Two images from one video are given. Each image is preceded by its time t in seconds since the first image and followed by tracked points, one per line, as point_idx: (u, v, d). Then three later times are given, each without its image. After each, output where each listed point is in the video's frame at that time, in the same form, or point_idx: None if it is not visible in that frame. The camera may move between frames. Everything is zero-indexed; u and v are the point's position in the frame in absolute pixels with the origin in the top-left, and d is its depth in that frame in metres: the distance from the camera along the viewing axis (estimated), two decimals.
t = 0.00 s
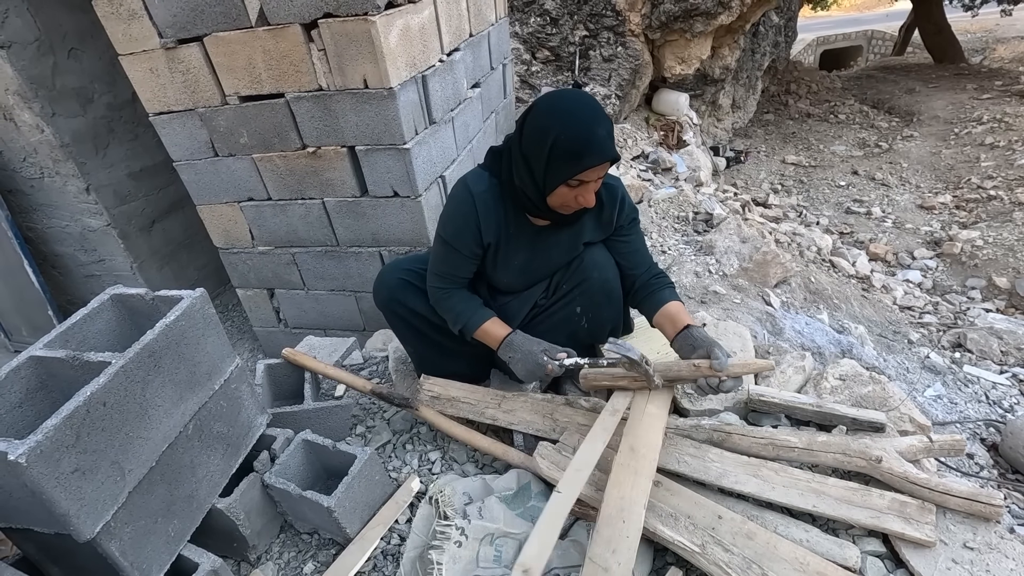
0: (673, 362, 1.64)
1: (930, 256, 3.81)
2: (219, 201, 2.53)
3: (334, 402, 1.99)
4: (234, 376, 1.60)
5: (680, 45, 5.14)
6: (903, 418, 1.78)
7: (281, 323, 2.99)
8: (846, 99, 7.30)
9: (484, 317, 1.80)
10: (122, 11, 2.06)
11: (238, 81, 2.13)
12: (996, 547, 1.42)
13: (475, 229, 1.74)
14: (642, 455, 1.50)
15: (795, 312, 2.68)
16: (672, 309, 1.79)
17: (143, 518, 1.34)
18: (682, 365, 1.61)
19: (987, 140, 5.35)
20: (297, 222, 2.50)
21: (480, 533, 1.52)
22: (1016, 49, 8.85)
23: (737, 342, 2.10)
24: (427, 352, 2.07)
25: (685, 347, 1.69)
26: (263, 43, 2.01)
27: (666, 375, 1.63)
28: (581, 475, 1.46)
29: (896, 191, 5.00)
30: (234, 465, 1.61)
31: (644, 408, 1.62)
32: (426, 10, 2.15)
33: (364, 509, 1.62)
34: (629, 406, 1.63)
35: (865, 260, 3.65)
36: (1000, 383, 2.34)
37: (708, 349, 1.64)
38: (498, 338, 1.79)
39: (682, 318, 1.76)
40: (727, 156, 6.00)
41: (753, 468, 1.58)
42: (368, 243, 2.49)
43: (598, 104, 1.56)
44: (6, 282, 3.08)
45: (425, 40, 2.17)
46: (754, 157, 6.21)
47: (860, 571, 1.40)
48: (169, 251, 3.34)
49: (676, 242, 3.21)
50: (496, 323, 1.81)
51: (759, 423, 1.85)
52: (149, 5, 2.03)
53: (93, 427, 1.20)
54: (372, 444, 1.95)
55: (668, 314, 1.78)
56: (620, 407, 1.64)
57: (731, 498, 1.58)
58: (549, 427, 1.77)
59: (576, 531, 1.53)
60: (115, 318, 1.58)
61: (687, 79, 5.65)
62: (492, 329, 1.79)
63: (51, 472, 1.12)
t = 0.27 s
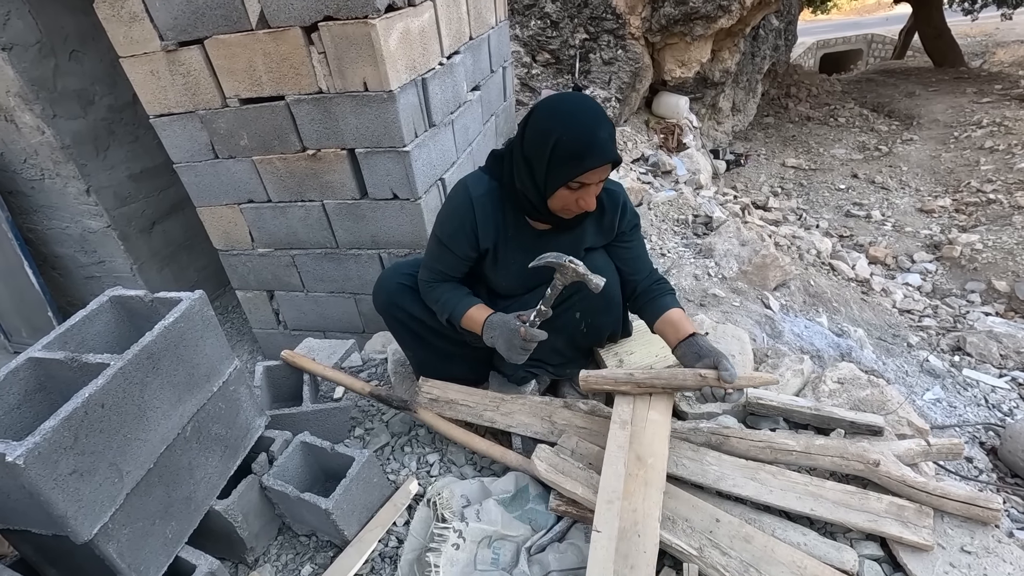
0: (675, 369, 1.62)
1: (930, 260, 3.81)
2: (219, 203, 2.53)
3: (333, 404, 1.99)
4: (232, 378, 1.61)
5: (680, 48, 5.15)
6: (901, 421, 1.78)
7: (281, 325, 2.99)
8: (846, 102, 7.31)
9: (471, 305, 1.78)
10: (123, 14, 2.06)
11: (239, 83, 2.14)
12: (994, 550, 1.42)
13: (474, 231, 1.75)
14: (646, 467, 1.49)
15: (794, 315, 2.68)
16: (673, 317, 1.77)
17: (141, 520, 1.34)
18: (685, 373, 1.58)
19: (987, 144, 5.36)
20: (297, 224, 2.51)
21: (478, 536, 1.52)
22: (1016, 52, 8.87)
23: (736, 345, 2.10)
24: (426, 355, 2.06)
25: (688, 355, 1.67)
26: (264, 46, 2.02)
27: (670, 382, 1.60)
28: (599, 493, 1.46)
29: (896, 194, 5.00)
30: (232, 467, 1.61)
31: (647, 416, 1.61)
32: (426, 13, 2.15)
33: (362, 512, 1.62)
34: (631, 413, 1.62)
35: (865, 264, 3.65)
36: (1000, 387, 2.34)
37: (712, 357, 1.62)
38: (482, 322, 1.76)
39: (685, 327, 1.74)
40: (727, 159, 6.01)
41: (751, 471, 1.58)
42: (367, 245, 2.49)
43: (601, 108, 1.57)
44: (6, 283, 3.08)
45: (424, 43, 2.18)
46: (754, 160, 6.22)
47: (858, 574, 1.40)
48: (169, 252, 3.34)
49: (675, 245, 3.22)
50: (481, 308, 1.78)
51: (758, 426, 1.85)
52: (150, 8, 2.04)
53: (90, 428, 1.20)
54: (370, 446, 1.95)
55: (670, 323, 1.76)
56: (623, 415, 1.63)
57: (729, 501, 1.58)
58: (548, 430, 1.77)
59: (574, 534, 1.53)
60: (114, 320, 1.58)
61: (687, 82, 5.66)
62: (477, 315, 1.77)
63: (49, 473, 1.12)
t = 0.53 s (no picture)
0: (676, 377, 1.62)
1: (930, 263, 3.82)
2: (220, 204, 2.54)
3: (332, 406, 2.00)
4: (232, 378, 1.61)
5: (680, 51, 5.17)
6: (900, 424, 1.79)
7: (280, 327, 3.00)
8: (846, 106, 7.33)
9: (466, 296, 1.78)
10: (125, 16, 2.07)
11: (239, 85, 2.15)
12: (993, 553, 1.42)
13: (474, 234, 1.76)
14: (644, 469, 1.50)
15: (794, 318, 2.68)
16: (672, 326, 1.77)
17: (140, 521, 1.34)
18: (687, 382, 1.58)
19: (987, 148, 5.36)
20: (297, 225, 2.51)
21: (477, 538, 1.52)
22: (1016, 56, 8.89)
23: (735, 347, 2.10)
24: (424, 356, 2.06)
25: (688, 363, 1.68)
26: (265, 48, 2.03)
27: (670, 390, 1.60)
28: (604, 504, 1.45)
29: (896, 197, 5.01)
30: (231, 468, 1.61)
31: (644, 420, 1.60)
32: (426, 16, 2.16)
33: (361, 513, 1.62)
34: (629, 418, 1.62)
35: (865, 267, 3.66)
36: (1000, 390, 2.34)
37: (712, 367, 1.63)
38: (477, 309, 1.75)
39: (685, 336, 1.74)
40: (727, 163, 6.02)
41: (750, 474, 1.58)
42: (367, 246, 2.50)
43: (607, 116, 1.57)
44: (6, 284, 3.09)
45: (425, 45, 2.19)
46: (754, 163, 6.23)
47: None
48: (169, 254, 3.35)
49: (675, 248, 3.22)
50: (475, 298, 1.78)
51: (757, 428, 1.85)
52: (152, 10, 2.04)
53: (90, 429, 1.20)
54: (369, 448, 1.95)
55: (670, 331, 1.77)
56: (620, 418, 1.62)
57: (728, 503, 1.58)
58: (547, 431, 1.77)
59: (573, 535, 1.53)
60: (114, 320, 1.58)
61: (687, 85, 5.67)
62: (471, 306, 1.76)
63: (48, 473, 1.12)
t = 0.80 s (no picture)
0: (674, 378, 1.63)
1: (930, 266, 3.82)
2: (221, 206, 2.54)
3: (332, 407, 2.00)
4: (232, 380, 1.61)
5: (681, 54, 5.19)
6: (900, 427, 1.79)
7: (280, 328, 3.00)
8: (846, 109, 7.34)
9: (467, 319, 1.82)
10: (127, 18, 2.08)
11: (241, 87, 2.15)
12: (993, 557, 1.42)
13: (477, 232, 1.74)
14: (643, 472, 1.50)
15: (794, 321, 2.68)
16: (670, 324, 1.78)
17: (139, 521, 1.34)
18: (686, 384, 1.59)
19: (987, 151, 5.37)
20: (297, 227, 2.51)
21: (477, 540, 1.52)
22: (1016, 60, 8.90)
23: (735, 350, 2.10)
24: (425, 359, 2.07)
25: (687, 361, 1.68)
26: (266, 50, 2.03)
27: (670, 392, 1.61)
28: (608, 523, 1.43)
29: (896, 200, 5.02)
30: (231, 469, 1.61)
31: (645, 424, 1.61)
32: (428, 18, 2.17)
33: (360, 515, 1.62)
34: (633, 426, 1.62)
35: (865, 270, 3.66)
36: (1000, 393, 2.34)
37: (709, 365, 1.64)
38: (479, 342, 1.81)
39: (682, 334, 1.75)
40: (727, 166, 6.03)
41: (749, 476, 1.58)
42: (368, 248, 2.50)
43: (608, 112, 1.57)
44: (7, 285, 3.09)
45: (426, 48, 2.19)
46: (754, 166, 6.24)
47: None
48: (170, 255, 3.35)
49: (675, 250, 3.22)
50: (477, 326, 1.83)
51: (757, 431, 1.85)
52: (154, 13, 2.05)
53: (90, 429, 1.20)
54: (369, 449, 1.95)
55: (667, 330, 1.77)
56: (626, 430, 1.63)
57: (727, 506, 1.58)
58: (547, 433, 1.77)
59: (572, 538, 1.53)
60: (114, 321, 1.58)
61: (687, 88, 5.68)
62: (472, 332, 1.82)
63: (48, 473, 1.12)
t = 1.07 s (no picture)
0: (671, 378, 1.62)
1: (930, 269, 3.82)
2: (221, 207, 2.54)
3: (331, 408, 2.00)
4: (231, 381, 1.61)
5: (681, 57, 5.21)
6: (899, 429, 1.79)
7: (280, 329, 3.00)
8: (846, 111, 7.35)
9: (452, 293, 1.83)
10: (128, 20, 2.08)
11: (241, 89, 2.16)
12: (992, 559, 1.42)
13: (473, 222, 1.76)
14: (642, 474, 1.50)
15: (794, 323, 2.69)
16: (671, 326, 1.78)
17: (138, 522, 1.34)
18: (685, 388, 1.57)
19: (986, 154, 5.37)
20: (297, 228, 2.52)
21: (475, 542, 1.52)
22: (1015, 63, 8.92)
23: (734, 351, 2.10)
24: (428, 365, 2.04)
25: (686, 363, 1.68)
26: (267, 52, 2.04)
27: (667, 393, 1.60)
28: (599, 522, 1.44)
29: (895, 203, 5.02)
30: (230, 470, 1.61)
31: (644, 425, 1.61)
32: (428, 21, 2.17)
33: (359, 516, 1.62)
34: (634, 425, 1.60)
35: (865, 272, 3.66)
36: (999, 396, 2.34)
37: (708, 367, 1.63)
38: (459, 314, 1.81)
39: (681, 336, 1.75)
40: (727, 168, 6.03)
41: (748, 478, 1.58)
42: (367, 250, 2.50)
43: (594, 113, 1.57)
44: (7, 286, 3.09)
45: (426, 50, 2.20)
46: (754, 168, 6.25)
47: None
48: (170, 256, 3.35)
49: (675, 252, 3.22)
50: (461, 299, 1.83)
51: (756, 433, 1.85)
52: (155, 14, 2.06)
53: (89, 429, 1.21)
54: (368, 451, 1.95)
55: (667, 332, 1.77)
56: (618, 425, 1.61)
57: (726, 508, 1.58)
58: (546, 435, 1.77)
59: (571, 540, 1.53)
60: (113, 322, 1.58)
61: (687, 91, 5.69)
62: (455, 305, 1.81)
63: (47, 474, 1.12)
